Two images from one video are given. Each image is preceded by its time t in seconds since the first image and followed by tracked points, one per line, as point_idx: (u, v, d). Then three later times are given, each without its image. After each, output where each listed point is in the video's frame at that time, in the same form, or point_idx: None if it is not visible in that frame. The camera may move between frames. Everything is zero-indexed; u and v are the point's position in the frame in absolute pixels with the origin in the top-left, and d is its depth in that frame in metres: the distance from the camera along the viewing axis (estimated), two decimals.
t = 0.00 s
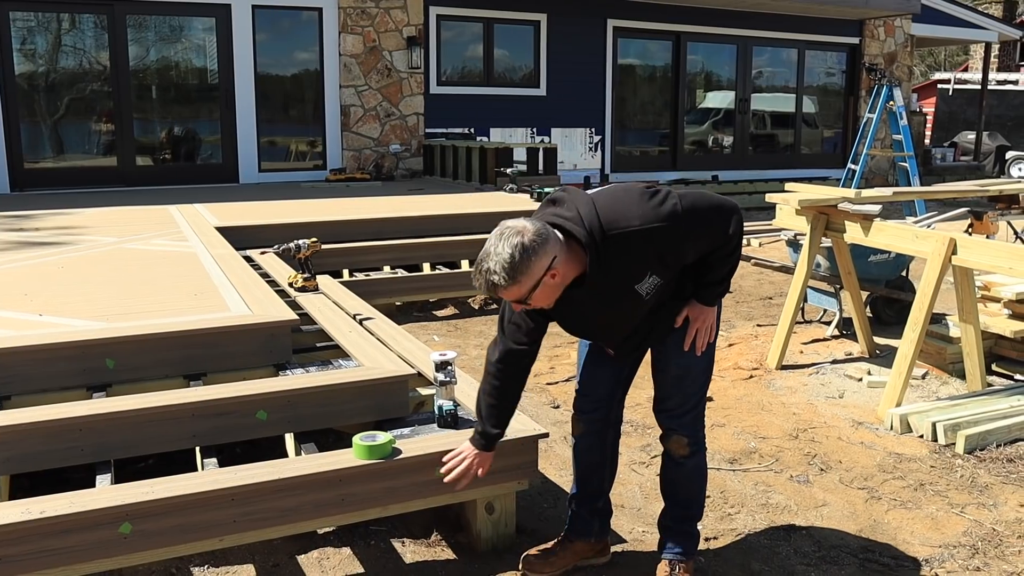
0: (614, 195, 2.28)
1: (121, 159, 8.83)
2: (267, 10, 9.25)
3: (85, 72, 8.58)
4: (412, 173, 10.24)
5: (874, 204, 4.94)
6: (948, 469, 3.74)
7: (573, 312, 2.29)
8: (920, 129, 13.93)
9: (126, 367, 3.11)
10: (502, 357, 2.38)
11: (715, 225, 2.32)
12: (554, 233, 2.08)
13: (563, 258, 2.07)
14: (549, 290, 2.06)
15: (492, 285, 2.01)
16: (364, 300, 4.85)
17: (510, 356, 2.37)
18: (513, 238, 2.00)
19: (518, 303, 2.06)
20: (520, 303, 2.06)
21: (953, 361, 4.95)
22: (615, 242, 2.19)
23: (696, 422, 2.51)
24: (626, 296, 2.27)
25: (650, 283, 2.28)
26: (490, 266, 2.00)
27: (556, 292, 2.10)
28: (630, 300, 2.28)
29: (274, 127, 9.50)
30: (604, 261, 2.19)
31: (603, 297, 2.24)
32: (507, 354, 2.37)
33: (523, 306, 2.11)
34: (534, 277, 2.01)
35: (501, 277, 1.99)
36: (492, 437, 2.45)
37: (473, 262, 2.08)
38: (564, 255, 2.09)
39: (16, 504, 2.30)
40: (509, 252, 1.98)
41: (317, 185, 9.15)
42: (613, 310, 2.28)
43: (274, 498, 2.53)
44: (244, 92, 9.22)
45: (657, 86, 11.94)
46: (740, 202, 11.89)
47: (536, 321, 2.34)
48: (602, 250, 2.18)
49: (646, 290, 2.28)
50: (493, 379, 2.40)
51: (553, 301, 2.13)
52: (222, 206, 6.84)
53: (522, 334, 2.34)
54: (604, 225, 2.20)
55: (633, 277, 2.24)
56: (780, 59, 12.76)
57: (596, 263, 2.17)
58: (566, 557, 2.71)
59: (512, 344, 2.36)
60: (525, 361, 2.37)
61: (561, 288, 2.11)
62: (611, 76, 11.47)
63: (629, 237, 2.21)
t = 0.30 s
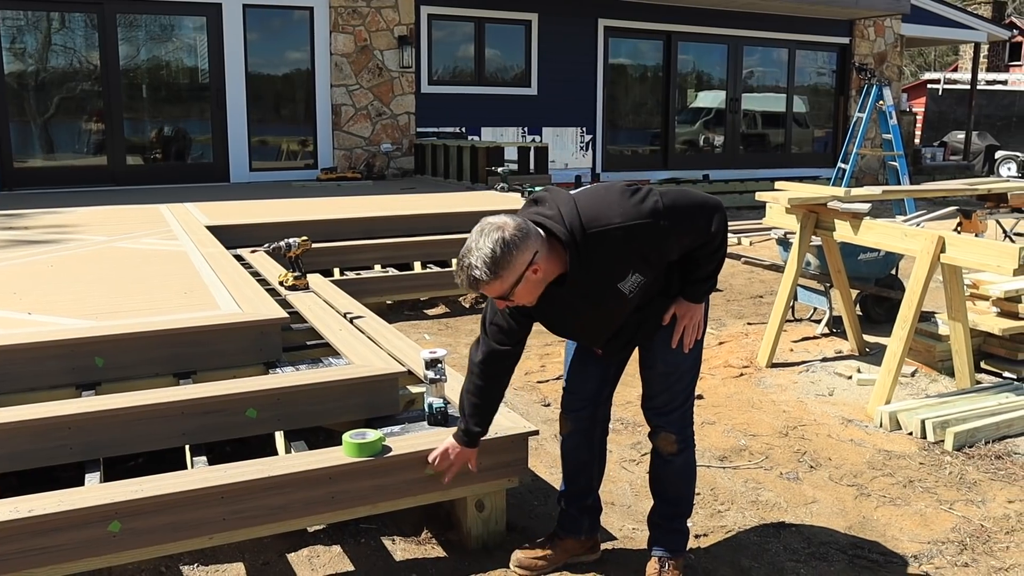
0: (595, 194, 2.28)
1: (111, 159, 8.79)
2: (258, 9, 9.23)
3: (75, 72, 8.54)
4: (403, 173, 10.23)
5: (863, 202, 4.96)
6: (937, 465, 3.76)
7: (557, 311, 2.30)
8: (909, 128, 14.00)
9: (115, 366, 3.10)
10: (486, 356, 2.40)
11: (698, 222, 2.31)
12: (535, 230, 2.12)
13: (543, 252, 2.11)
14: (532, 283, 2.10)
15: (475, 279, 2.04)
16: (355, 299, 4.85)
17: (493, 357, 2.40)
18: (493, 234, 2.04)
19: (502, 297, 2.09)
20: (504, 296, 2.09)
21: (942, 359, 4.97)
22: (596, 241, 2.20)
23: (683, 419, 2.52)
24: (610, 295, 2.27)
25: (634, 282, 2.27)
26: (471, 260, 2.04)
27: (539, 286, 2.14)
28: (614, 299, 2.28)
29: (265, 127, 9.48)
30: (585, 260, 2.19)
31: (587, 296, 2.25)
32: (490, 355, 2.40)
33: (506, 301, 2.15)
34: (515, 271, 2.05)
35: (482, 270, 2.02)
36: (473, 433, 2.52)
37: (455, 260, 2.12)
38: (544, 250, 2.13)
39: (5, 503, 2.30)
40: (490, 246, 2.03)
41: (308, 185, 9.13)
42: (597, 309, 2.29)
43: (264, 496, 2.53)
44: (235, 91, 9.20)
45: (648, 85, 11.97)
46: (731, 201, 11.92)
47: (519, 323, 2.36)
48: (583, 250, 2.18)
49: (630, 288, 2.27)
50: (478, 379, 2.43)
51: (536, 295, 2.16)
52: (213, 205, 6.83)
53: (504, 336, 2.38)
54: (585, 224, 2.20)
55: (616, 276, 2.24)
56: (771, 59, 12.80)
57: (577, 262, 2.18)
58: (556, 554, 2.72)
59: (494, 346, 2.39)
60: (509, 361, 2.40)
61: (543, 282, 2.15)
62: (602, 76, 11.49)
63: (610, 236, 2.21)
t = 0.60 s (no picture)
0: (575, 180, 2.30)
1: (103, 155, 8.76)
2: (250, 6, 9.21)
3: (66, 68, 8.50)
4: (396, 170, 10.19)
5: (855, 199, 4.98)
6: (928, 461, 3.78)
7: (537, 294, 2.33)
8: (901, 126, 14.04)
9: (107, 362, 3.09)
10: (471, 347, 2.43)
11: (678, 213, 2.28)
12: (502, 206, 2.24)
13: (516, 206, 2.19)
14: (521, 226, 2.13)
15: (467, 223, 2.06)
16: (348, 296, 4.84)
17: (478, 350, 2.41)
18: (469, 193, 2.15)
19: (501, 237, 2.08)
20: (503, 237, 2.08)
21: (933, 355, 5.00)
22: (570, 225, 2.22)
23: (672, 416, 2.52)
24: (587, 280, 2.28)
25: (611, 268, 2.28)
26: (458, 214, 2.07)
27: (529, 237, 2.16)
28: (592, 284, 2.30)
29: (257, 124, 9.46)
30: (559, 242, 2.21)
31: (563, 279, 2.27)
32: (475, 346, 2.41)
33: (506, 256, 2.11)
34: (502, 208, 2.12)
35: (471, 214, 2.06)
36: (464, 427, 2.52)
37: (445, 246, 2.13)
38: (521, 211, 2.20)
39: None
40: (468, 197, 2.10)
41: (300, 182, 9.12)
42: (574, 294, 2.31)
43: (257, 493, 2.53)
44: (227, 88, 9.17)
45: (641, 82, 11.98)
46: (724, 198, 11.94)
47: (504, 315, 2.38)
48: (558, 231, 2.21)
49: (607, 274, 2.28)
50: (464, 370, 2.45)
51: (531, 246, 2.16)
52: (205, 202, 6.81)
53: (490, 328, 2.39)
54: (560, 207, 2.23)
55: (592, 260, 2.26)
56: (764, 57, 12.83)
57: (551, 243, 2.20)
58: (549, 550, 2.74)
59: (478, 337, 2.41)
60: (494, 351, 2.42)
61: (532, 234, 2.17)
62: (595, 73, 11.49)
63: (585, 220, 2.22)
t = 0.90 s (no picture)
0: (564, 166, 2.31)
1: (99, 152, 8.74)
2: (246, 2, 9.18)
3: (62, 64, 8.48)
4: (393, 166, 10.22)
5: (851, 195, 4.99)
6: (923, 457, 3.79)
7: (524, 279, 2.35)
8: (898, 122, 14.05)
9: (103, 359, 3.09)
10: (463, 337, 2.45)
11: (665, 203, 2.28)
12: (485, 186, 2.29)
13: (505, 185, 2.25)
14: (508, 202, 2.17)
15: (454, 193, 2.11)
16: (345, 293, 4.84)
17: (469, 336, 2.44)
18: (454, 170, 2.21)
19: (486, 211, 2.12)
20: (487, 211, 2.13)
21: (928, 351, 5.01)
22: (556, 209, 2.23)
23: (665, 413, 2.52)
24: (572, 267, 2.30)
25: (597, 255, 2.29)
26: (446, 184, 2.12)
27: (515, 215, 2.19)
28: (578, 271, 2.31)
29: (253, 120, 9.44)
30: (545, 226, 2.23)
31: (549, 265, 2.29)
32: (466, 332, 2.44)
33: (489, 228, 2.14)
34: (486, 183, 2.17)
35: (459, 184, 2.11)
36: (455, 417, 2.53)
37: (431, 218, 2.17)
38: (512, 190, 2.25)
39: None
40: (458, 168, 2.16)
41: (297, 178, 9.11)
42: (561, 280, 2.32)
43: (253, 489, 2.53)
44: (223, 84, 9.15)
45: (637, 79, 11.98)
46: (721, 194, 11.94)
47: (495, 301, 2.40)
48: (544, 215, 2.22)
49: (592, 261, 2.29)
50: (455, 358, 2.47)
51: (517, 224, 2.20)
52: (202, 198, 6.80)
53: (480, 315, 2.41)
54: (546, 191, 2.25)
55: (578, 247, 2.27)
56: (760, 53, 12.84)
57: (537, 226, 2.22)
58: (545, 545, 2.75)
59: (468, 323, 2.43)
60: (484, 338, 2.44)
61: (518, 211, 2.20)
62: (592, 70, 11.50)
63: (571, 205, 2.24)
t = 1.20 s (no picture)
0: (572, 150, 2.31)
1: (97, 150, 8.73)
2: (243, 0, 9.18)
3: (59, 63, 8.47)
4: (391, 164, 10.24)
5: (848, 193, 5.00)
6: (920, 454, 3.80)
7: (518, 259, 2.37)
8: (895, 120, 14.06)
9: (102, 356, 3.09)
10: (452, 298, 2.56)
11: (665, 199, 2.26)
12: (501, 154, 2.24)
13: (508, 175, 2.20)
14: (488, 201, 2.18)
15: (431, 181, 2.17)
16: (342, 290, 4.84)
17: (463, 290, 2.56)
18: (456, 145, 2.19)
19: (455, 209, 2.17)
20: (457, 210, 2.17)
21: (926, 349, 5.03)
22: (556, 193, 2.24)
23: (656, 413, 2.51)
24: (565, 253, 2.30)
25: (591, 244, 2.29)
26: (428, 169, 2.18)
27: (497, 210, 2.21)
28: (570, 258, 2.31)
29: (251, 118, 9.44)
30: (542, 208, 2.24)
31: (543, 248, 2.30)
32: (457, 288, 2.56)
33: (462, 221, 2.22)
34: (472, 181, 2.15)
35: (437, 176, 2.16)
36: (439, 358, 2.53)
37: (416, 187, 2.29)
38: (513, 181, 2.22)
39: None
40: (449, 154, 2.17)
41: (295, 176, 9.12)
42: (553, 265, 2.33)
43: (252, 486, 2.54)
44: (221, 81, 9.14)
45: (636, 77, 11.99)
46: (719, 192, 11.95)
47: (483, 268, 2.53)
48: (542, 197, 2.24)
49: (586, 250, 2.29)
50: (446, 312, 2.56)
51: (494, 221, 2.22)
52: (200, 196, 6.80)
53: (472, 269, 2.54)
54: (550, 173, 2.25)
55: (574, 233, 2.27)
56: (758, 51, 12.84)
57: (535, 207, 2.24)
58: (543, 542, 2.76)
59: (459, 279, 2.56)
60: (476, 299, 2.57)
61: (518, 192, 2.22)
62: (590, 67, 11.50)
63: (572, 190, 2.23)
